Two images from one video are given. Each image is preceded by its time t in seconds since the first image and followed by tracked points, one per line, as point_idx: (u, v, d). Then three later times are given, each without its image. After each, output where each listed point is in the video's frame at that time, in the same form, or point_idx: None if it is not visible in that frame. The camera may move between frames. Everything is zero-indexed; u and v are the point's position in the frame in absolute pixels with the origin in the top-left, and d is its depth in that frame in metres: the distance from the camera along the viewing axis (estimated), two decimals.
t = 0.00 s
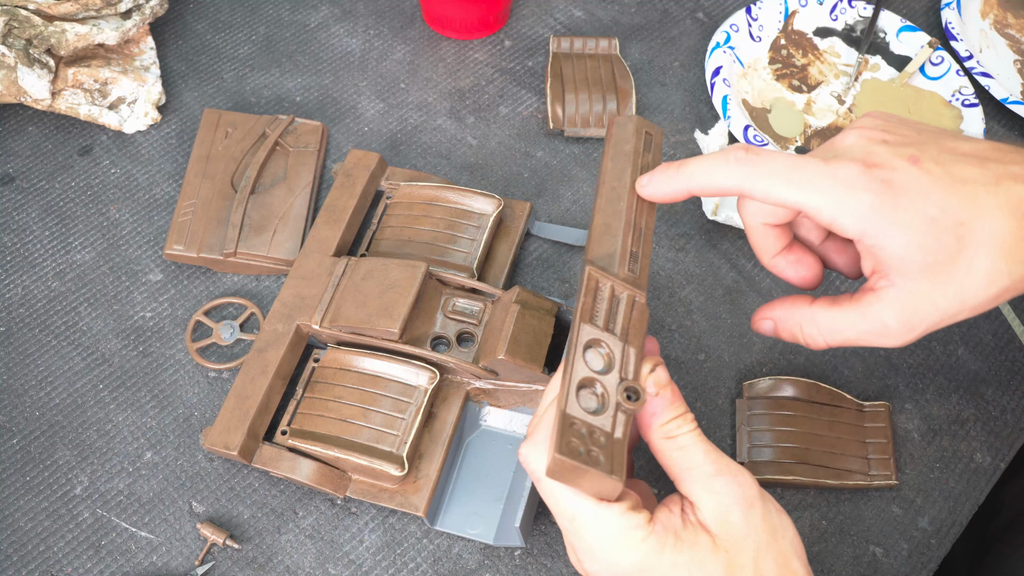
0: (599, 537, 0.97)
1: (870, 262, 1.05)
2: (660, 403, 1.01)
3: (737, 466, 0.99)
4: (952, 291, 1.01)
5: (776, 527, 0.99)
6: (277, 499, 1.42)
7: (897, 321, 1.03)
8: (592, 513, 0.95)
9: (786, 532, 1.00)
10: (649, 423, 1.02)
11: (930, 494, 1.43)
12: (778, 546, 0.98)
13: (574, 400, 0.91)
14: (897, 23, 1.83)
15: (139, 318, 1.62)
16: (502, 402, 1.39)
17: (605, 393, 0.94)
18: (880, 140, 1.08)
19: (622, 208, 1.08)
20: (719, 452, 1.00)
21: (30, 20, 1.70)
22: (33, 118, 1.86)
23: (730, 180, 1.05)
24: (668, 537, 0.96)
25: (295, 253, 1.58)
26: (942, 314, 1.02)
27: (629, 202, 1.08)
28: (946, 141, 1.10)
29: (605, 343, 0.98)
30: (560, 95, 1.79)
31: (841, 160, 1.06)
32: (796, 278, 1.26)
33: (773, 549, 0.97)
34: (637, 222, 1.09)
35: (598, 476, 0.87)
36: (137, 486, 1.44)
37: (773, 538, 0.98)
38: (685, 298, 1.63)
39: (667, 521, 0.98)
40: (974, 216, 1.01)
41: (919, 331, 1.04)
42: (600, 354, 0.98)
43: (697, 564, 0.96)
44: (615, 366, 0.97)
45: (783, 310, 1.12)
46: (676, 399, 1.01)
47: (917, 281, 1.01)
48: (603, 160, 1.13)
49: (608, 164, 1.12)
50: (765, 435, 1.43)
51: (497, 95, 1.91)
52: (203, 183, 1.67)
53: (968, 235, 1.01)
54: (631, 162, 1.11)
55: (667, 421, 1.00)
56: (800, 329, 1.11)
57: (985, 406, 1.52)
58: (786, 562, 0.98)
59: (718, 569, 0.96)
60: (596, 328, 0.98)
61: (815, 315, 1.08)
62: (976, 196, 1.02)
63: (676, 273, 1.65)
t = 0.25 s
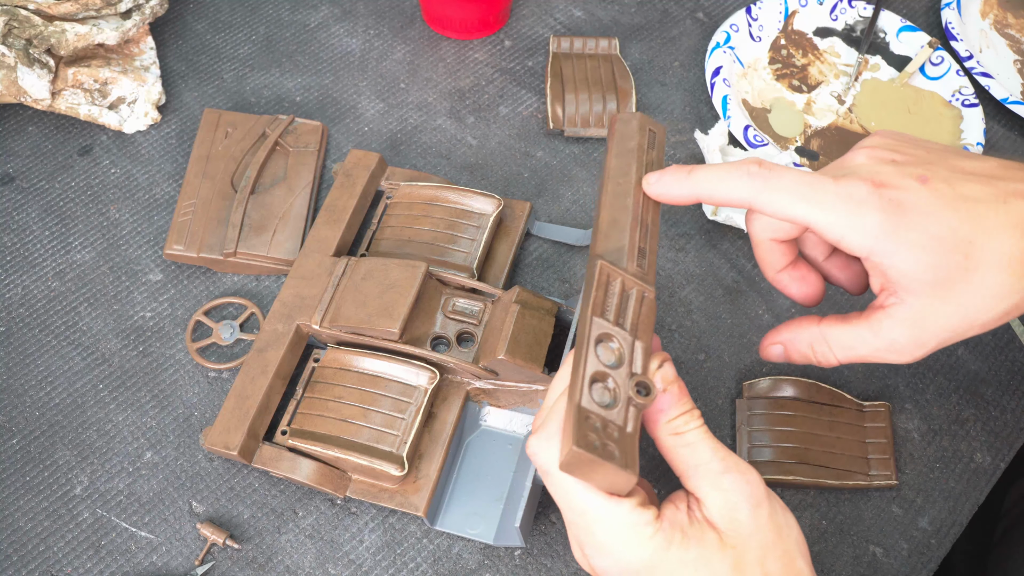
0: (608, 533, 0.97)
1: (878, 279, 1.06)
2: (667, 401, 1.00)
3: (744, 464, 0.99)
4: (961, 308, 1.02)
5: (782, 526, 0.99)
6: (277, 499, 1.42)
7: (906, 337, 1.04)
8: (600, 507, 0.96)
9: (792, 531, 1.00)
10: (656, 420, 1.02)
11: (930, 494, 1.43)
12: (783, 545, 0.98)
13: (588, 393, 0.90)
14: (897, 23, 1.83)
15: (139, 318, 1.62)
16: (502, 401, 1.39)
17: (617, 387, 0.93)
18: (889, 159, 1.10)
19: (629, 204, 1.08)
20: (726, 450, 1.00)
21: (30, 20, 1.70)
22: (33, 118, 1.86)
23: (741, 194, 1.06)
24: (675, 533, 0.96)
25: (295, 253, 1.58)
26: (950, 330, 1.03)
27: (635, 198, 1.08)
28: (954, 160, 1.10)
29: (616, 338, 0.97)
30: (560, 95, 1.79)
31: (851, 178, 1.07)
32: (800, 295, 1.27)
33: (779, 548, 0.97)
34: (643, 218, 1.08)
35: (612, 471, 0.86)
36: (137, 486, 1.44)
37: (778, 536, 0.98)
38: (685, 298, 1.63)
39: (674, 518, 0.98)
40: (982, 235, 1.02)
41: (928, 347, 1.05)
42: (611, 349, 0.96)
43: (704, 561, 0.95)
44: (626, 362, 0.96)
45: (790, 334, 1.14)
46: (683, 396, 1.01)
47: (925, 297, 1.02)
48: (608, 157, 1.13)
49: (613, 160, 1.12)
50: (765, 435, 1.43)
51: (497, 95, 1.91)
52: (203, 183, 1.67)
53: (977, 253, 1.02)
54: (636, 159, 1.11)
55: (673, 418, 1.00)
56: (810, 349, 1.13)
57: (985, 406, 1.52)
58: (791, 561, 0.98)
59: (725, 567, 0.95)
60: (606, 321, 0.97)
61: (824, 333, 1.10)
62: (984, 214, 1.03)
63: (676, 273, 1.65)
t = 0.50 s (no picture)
0: (622, 525, 0.94)
1: (890, 287, 1.07)
2: (680, 394, 1.01)
3: (757, 459, 0.99)
4: (973, 316, 1.02)
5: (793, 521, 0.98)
6: (278, 499, 1.42)
7: (919, 345, 1.04)
8: (619, 498, 0.92)
9: (801, 527, 1.00)
10: (668, 414, 1.02)
11: (930, 494, 1.43)
12: (794, 541, 0.97)
13: (611, 380, 0.84)
14: (897, 23, 1.83)
15: (139, 318, 1.62)
16: (502, 402, 1.39)
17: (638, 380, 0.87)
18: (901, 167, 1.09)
19: (645, 198, 1.03)
20: (739, 445, 1.00)
21: (30, 21, 1.70)
22: (33, 118, 1.86)
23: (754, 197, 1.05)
24: (690, 526, 0.94)
25: (294, 253, 1.58)
26: (963, 338, 1.04)
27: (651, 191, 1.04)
28: (967, 168, 1.10)
29: (636, 330, 0.91)
30: (560, 95, 1.79)
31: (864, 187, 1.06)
32: (807, 302, 1.29)
33: (790, 543, 0.97)
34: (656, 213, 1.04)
35: (635, 463, 0.81)
36: (137, 486, 1.44)
37: (790, 531, 0.97)
38: (685, 298, 1.63)
39: (688, 511, 0.96)
40: (994, 242, 1.03)
41: (940, 354, 1.06)
42: (632, 340, 0.90)
43: (719, 554, 0.94)
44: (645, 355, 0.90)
45: (803, 348, 1.13)
46: (696, 391, 1.01)
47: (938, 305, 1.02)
48: (621, 153, 1.08)
49: (627, 154, 1.07)
50: (765, 435, 1.43)
51: (497, 95, 1.91)
52: (203, 183, 1.67)
53: (988, 261, 1.02)
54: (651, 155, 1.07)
55: (686, 412, 1.01)
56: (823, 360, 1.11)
57: (986, 406, 1.52)
58: (802, 557, 0.98)
59: (739, 560, 0.94)
60: (627, 312, 0.91)
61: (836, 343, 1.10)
62: (996, 222, 1.04)
63: (676, 273, 1.65)
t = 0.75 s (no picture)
0: (645, 522, 0.88)
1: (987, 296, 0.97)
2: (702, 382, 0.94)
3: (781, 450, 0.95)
4: None
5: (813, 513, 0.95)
6: (277, 499, 1.42)
7: None
8: (644, 493, 0.86)
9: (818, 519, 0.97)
10: (688, 404, 0.95)
11: (930, 494, 1.43)
12: (814, 533, 0.95)
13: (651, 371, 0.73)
14: (897, 23, 1.83)
15: (139, 318, 1.62)
16: (502, 401, 1.39)
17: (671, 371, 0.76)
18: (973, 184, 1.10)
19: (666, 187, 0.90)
20: (762, 436, 0.95)
21: (30, 21, 1.71)
22: (33, 118, 1.86)
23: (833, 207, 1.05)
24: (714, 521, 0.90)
25: (294, 253, 1.58)
26: None
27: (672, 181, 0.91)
28: None
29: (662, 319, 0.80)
30: (560, 96, 1.79)
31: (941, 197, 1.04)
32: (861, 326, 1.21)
33: (810, 535, 0.94)
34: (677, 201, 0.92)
35: (676, 454, 0.74)
36: (137, 486, 1.44)
37: (811, 523, 0.94)
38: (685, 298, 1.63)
39: (710, 505, 0.91)
40: None
41: None
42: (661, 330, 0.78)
43: (742, 549, 0.90)
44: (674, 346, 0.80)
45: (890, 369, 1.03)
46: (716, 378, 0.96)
47: None
48: (633, 142, 0.95)
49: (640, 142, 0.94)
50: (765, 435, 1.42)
51: (497, 95, 1.91)
52: (203, 183, 1.67)
53: None
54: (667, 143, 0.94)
55: (708, 400, 0.94)
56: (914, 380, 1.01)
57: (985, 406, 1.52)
58: (821, 549, 0.95)
59: (761, 553, 0.91)
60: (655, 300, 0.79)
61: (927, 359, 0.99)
62: None
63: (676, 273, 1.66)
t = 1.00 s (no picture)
0: (647, 513, 0.88)
1: None
2: (713, 370, 0.92)
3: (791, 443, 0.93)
4: None
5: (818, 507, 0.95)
6: (277, 499, 1.42)
7: None
8: (646, 483, 0.86)
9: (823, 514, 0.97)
10: (698, 393, 0.93)
11: (930, 494, 1.43)
12: (817, 527, 0.95)
13: (657, 361, 0.74)
14: (897, 23, 1.83)
15: (139, 318, 1.62)
16: (502, 402, 1.39)
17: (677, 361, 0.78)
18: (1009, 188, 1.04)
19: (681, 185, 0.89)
20: (774, 429, 0.93)
21: (30, 20, 1.71)
22: (33, 118, 1.86)
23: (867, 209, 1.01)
24: (717, 514, 0.90)
25: (294, 253, 1.58)
26: None
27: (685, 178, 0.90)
28: None
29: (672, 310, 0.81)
30: (560, 96, 1.79)
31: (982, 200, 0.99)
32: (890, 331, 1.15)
33: (814, 530, 0.94)
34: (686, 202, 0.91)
35: (683, 442, 0.74)
36: (137, 486, 1.44)
37: (815, 517, 0.94)
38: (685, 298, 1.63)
39: (714, 499, 0.92)
40: None
41: None
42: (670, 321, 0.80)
43: (744, 542, 0.91)
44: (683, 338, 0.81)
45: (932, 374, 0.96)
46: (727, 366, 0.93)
47: None
48: (646, 139, 0.93)
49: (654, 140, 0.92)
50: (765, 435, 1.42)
51: (497, 95, 1.91)
52: (203, 183, 1.68)
53: None
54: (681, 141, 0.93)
55: (719, 389, 0.92)
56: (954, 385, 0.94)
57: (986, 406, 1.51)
58: (823, 544, 0.96)
59: (763, 546, 0.91)
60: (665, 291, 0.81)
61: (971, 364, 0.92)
62: None
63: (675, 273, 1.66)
